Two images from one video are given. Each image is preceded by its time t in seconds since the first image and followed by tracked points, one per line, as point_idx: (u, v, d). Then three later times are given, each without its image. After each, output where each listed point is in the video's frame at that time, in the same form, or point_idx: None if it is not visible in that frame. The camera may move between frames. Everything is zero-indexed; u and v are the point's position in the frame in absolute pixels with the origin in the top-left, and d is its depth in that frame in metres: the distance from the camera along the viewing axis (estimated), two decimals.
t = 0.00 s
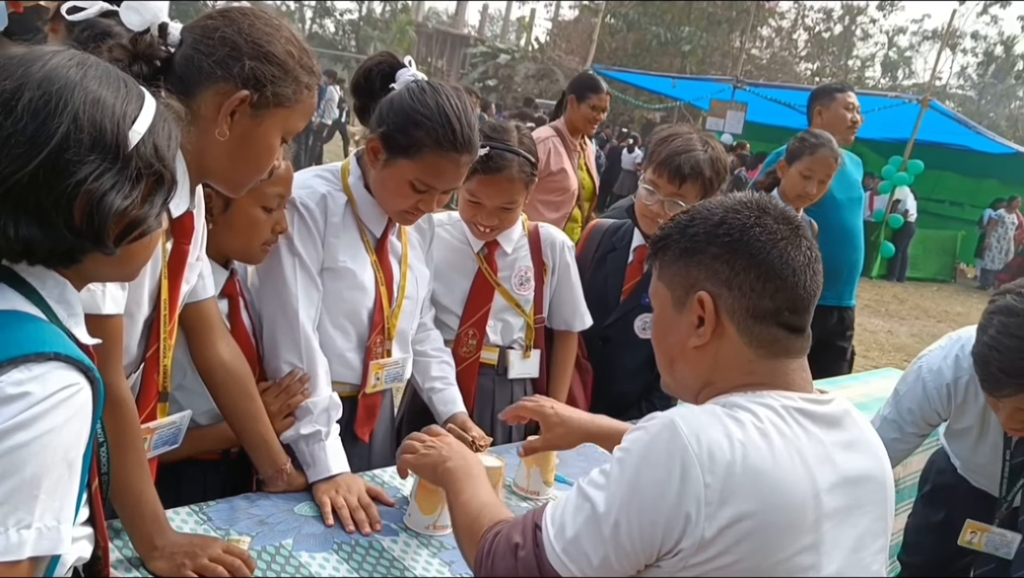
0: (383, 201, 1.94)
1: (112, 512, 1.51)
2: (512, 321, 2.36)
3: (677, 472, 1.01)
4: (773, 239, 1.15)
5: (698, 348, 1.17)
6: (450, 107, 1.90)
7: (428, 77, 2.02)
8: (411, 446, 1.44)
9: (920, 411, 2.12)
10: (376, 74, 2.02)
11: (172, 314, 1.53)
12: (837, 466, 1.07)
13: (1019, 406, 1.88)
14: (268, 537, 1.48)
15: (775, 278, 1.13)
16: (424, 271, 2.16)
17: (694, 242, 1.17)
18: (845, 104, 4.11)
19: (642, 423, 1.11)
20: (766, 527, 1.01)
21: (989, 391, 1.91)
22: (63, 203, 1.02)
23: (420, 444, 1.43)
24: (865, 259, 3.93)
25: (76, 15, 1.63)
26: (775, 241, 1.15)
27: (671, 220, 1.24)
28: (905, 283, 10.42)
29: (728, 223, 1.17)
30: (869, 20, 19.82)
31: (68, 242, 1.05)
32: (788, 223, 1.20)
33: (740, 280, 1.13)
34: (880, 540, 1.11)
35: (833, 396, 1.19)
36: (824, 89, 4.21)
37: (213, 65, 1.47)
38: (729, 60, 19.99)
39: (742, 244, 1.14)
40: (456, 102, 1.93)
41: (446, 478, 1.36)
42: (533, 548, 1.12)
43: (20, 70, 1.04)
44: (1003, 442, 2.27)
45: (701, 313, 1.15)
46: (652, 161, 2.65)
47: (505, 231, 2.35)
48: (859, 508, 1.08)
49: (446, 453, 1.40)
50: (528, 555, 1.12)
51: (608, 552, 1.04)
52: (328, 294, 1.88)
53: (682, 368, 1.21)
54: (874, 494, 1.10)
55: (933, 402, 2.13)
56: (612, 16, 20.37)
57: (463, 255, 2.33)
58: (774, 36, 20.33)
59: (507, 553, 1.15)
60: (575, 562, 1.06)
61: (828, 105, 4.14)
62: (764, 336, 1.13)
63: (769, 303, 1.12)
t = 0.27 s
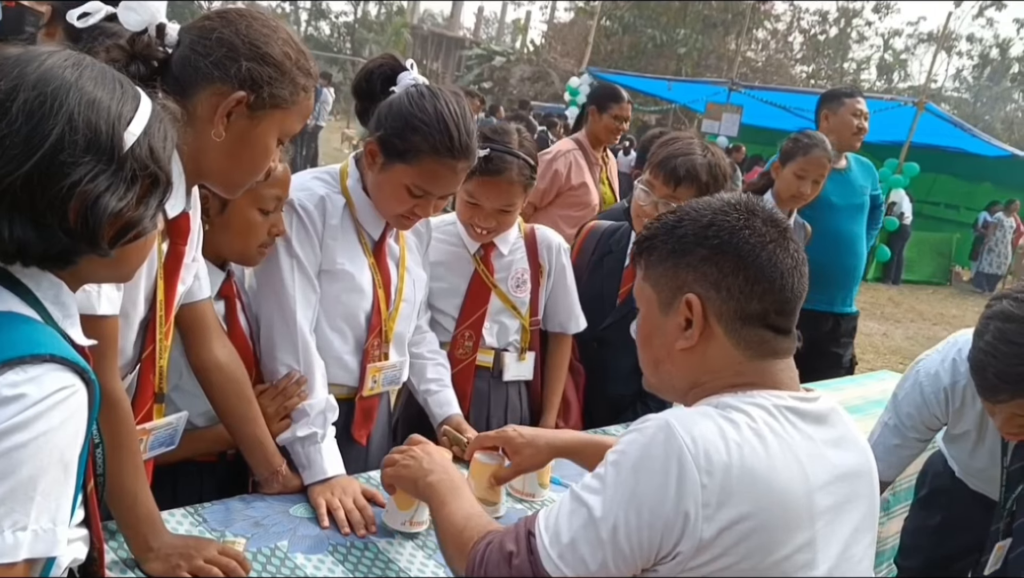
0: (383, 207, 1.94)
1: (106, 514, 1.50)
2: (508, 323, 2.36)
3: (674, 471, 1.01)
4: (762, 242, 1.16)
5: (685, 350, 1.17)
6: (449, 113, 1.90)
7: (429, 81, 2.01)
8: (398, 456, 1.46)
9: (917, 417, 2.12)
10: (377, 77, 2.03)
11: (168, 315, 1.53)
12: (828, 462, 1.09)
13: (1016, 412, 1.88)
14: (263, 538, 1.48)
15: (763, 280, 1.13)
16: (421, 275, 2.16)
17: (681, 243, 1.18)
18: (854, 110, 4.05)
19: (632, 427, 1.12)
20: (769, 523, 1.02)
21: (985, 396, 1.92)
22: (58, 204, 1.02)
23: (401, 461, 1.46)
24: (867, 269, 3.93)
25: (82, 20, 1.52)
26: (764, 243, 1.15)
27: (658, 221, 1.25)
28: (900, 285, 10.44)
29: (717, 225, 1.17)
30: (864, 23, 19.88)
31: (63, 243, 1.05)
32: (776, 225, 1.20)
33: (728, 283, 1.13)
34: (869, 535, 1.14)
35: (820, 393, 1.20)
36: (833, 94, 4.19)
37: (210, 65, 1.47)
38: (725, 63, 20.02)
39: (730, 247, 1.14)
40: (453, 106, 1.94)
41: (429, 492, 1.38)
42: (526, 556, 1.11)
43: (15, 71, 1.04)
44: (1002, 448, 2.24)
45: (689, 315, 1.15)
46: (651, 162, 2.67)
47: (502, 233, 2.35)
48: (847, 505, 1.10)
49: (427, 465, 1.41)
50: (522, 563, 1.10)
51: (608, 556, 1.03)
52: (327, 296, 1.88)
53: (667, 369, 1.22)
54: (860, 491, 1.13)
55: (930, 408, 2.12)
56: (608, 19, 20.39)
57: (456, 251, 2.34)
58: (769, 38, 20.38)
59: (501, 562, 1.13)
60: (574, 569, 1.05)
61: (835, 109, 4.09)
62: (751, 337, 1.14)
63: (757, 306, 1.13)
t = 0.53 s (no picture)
0: (382, 205, 1.94)
1: (107, 512, 1.51)
2: (508, 323, 2.37)
3: (685, 478, 1.01)
4: (751, 238, 1.17)
5: (677, 347, 1.18)
6: (449, 114, 1.91)
7: (430, 81, 2.02)
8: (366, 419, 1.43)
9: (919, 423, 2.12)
10: (377, 78, 2.03)
11: (169, 314, 1.53)
12: (825, 460, 1.11)
13: (1007, 417, 1.89)
14: (264, 537, 1.48)
15: (753, 276, 1.14)
16: (422, 275, 2.16)
17: (671, 241, 1.19)
18: (872, 116, 3.79)
19: (636, 433, 1.11)
20: (778, 526, 1.03)
21: (977, 402, 1.93)
22: (59, 202, 1.03)
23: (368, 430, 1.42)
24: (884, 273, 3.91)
25: (96, 24, 1.54)
26: (754, 239, 1.16)
27: (648, 221, 1.26)
28: (900, 286, 10.44)
29: (706, 223, 1.19)
30: (864, 24, 19.89)
31: (63, 240, 1.06)
32: (764, 223, 1.21)
33: (718, 279, 1.14)
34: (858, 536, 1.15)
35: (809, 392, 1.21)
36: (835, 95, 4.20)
37: (212, 65, 1.48)
38: (724, 64, 20.04)
39: (720, 244, 1.15)
40: (454, 106, 1.95)
41: (406, 468, 1.34)
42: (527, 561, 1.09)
43: (15, 69, 1.04)
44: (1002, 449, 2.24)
45: (680, 312, 1.16)
46: (655, 165, 2.66)
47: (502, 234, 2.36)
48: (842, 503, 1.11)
49: (401, 438, 1.38)
50: (524, 567, 1.09)
51: (614, 565, 1.03)
52: (328, 296, 1.89)
53: (661, 370, 1.22)
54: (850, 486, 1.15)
55: (931, 413, 2.11)
56: (608, 20, 20.41)
57: (457, 253, 2.34)
58: (769, 40, 20.39)
59: (499, 563, 1.12)
60: None
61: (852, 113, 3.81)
62: (743, 335, 1.15)
63: (749, 302, 1.14)
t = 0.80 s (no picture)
0: (393, 200, 1.93)
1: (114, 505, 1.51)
2: (513, 316, 2.36)
3: (677, 461, 1.02)
4: (746, 230, 1.16)
5: (673, 339, 1.17)
6: (456, 106, 1.90)
7: (437, 74, 2.01)
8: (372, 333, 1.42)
9: (921, 418, 2.11)
10: (385, 70, 2.03)
11: (174, 307, 1.54)
12: (828, 451, 1.10)
13: (1004, 411, 1.92)
14: (270, 530, 1.48)
15: (748, 268, 1.14)
16: (429, 268, 2.16)
17: (669, 234, 1.19)
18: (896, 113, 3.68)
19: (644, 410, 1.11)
20: (778, 514, 1.02)
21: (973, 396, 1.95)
22: (68, 194, 1.03)
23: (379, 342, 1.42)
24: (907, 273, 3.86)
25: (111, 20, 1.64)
26: (748, 231, 1.16)
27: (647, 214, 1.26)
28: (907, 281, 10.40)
29: (701, 215, 1.19)
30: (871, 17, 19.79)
31: (70, 233, 1.05)
32: (761, 215, 1.21)
33: (713, 271, 1.14)
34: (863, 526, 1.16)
35: (808, 383, 1.20)
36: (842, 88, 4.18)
37: (218, 58, 1.48)
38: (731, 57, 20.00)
39: (715, 236, 1.15)
40: (461, 100, 1.93)
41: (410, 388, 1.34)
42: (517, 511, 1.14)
43: (24, 62, 1.04)
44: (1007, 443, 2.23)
45: (676, 304, 1.16)
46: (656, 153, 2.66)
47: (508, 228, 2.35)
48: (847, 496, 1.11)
49: (404, 349, 1.38)
50: (510, 518, 1.13)
51: (598, 534, 1.05)
52: (332, 289, 1.89)
53: (661, 366, 1.21)
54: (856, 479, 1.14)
55: (933, 408, 2.11)
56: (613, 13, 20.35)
57: (464, 250, 2.33)
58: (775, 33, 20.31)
59: (489, 509, 1.17)
60: (559, 538, 1.08)
61: (875, 109, 3.71)
62: (740, 327, 1.14)
63: (743, 294, 1.13)
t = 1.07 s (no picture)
0: (393, 189, 1.94)
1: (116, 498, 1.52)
2: (514, 309, 2.36)
3: (645, 448, 1.05)
4: (738, 224, 1.16)
5: (666, 332, 1.18)
6: (456, 97, 1.89)
7: (436, 67, 2.01)
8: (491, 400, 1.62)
9: (918, 408, 2.11)
10: (385, 64, 2.02)
11: (175, 301, 1.54)
12: (814, 447, 1.10)
13: (1002, 406, 1.92)
14: (271, 522, 1.49)
15: (738, 262, 1.13)
16: (429, 261, 2.16)
17: (663, 228, 1.19)
18: (913, 109, 3.61)
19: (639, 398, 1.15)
20: (750, 505, 1.03)
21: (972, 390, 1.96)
22: (69, 189, 1.03)
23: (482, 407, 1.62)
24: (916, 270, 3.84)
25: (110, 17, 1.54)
26: (738, 226, 1.16)
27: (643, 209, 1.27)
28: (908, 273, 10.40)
29: (693, 210, 1.19)
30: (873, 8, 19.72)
31: (72, 228, 1.05)
32: (755, 209, 1.21)
33: (704, 266, 1.14)
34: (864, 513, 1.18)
35: (802, 378, 1.21)
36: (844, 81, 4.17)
37: (218, 52, 1.48)
38: (732, 48, 19.93)
39: (705, 231, 1.16)
40: (462, 91, 1.93)
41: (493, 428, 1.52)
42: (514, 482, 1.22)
43: (27, 57, 1.05)
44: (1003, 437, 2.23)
45: (668, 298, 1.16)
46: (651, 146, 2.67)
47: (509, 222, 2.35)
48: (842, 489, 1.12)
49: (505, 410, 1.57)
50: (507, 488, 1.21)
51: (575, 510, 1.10)
52: (332, 281, 1.90)
53: (654, 356, 1.22)
54: (851, 472, 1.16)
55: (930, 400, 2.10)
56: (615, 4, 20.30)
57: (465, 241, 2.33)
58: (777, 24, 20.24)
59: (497, 477, 1.25)
60: (543, 511, 1.14)
61: (893, 105, 3.65)
62: (731, 322, 1.14)
63: (734, 288, 1.13)
